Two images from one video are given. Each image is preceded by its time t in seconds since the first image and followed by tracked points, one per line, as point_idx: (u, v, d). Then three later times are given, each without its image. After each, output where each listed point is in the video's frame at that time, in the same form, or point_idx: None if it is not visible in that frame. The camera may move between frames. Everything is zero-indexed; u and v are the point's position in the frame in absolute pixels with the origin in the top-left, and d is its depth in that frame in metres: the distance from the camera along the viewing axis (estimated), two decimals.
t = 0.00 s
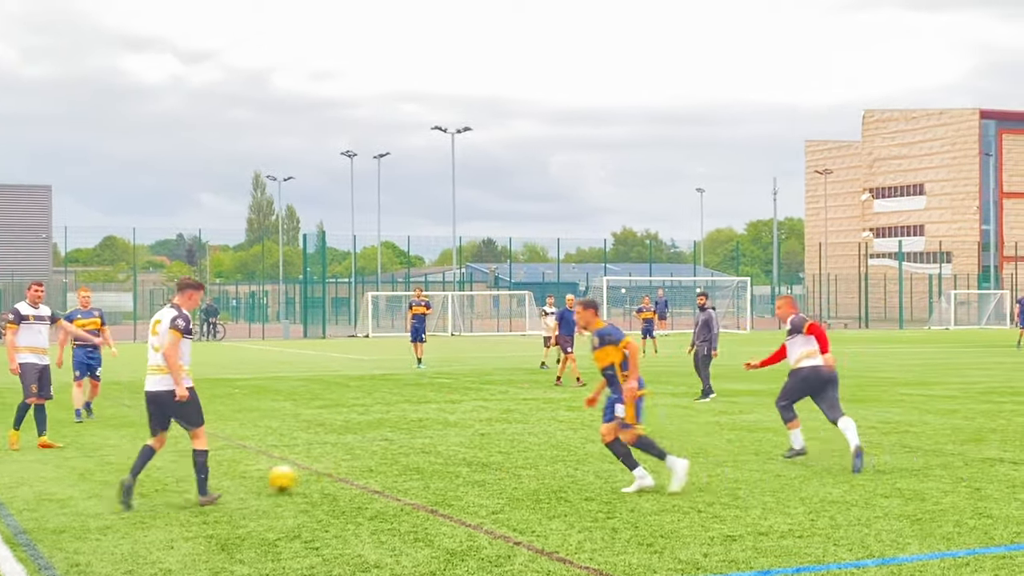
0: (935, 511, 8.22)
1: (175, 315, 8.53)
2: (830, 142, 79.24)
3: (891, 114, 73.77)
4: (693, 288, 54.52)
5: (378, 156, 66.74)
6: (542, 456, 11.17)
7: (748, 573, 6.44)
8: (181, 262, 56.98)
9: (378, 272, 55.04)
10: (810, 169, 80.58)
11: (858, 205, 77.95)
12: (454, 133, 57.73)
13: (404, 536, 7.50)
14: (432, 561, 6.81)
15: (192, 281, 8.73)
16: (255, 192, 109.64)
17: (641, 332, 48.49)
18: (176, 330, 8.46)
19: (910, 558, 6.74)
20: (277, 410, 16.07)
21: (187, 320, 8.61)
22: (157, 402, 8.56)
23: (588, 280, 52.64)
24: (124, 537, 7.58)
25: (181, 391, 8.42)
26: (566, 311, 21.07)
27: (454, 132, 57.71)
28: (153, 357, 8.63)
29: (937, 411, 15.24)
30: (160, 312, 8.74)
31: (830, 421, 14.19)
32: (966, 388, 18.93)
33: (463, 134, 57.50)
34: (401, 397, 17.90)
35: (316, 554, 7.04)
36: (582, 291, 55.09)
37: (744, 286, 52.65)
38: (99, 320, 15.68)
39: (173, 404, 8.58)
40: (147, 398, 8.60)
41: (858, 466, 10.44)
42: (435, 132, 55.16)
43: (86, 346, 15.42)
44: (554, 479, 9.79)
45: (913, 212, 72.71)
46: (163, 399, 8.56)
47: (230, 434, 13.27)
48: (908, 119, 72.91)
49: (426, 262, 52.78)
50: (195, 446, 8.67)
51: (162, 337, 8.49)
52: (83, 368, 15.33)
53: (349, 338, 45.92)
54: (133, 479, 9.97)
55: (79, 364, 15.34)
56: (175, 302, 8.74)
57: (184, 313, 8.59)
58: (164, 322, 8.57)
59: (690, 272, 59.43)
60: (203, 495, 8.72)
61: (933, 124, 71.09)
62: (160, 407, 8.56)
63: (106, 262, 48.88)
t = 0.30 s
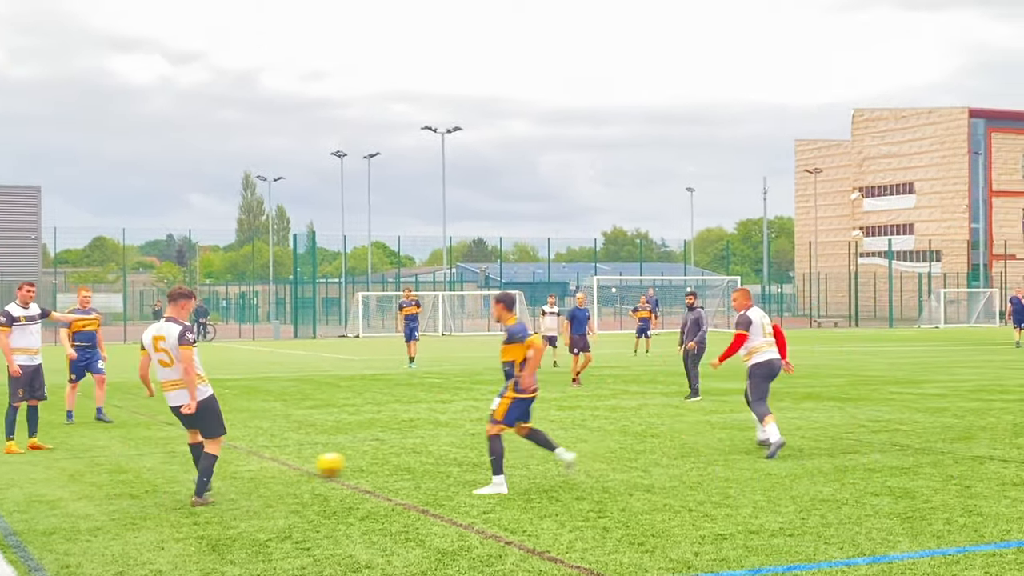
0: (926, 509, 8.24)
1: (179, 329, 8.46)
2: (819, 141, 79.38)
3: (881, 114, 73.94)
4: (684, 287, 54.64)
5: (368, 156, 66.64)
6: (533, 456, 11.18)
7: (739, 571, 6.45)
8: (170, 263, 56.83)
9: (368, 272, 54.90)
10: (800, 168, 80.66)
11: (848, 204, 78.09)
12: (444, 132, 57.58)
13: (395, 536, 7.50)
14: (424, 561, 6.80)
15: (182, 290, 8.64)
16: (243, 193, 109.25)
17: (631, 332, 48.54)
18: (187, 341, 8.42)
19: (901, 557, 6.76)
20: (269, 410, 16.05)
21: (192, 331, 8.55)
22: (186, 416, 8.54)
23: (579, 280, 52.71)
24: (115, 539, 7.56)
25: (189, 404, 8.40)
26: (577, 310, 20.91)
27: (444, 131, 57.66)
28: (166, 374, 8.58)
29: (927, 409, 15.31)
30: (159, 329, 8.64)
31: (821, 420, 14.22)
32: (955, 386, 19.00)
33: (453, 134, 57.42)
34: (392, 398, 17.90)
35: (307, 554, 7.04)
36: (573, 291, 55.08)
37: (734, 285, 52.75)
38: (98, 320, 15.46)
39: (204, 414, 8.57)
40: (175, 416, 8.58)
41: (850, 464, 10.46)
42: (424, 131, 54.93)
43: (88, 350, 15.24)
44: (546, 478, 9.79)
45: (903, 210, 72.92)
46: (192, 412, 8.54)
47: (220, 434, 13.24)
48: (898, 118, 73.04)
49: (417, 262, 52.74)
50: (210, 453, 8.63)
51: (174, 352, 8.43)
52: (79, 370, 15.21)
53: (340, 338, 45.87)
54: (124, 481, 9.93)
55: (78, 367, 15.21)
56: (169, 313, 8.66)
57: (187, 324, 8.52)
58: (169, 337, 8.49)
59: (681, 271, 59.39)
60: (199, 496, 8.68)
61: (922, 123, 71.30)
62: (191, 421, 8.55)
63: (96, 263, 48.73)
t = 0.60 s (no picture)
0: (913, 507, 8.27)
1: (164, 324, 8.41)
2: (805, 140, 79.55)
3: (867, 112, 74.17)
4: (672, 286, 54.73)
5: (356, 156, 66.53)
6: (522, 455, 11.19)
7: (727, 570, 6.47)
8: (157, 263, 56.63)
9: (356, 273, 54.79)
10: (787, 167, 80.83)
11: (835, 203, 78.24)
12: (432, 133, 57.49)
13: (384, 536, 7.49)
14: (413, 561, 6.79)
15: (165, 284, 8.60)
16: (230, 193, 108.97)
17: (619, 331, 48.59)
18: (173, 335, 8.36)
19: (889, 554, 6.78)
20: (257, 411, 16.01)
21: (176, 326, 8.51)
22: (166, 413, 8.44)
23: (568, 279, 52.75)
24: (103, 540, 7.52)
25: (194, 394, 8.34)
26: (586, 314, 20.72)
27: (432, 131, 57.57)
28: (146, 368, 8.45)
29: (914, 407, 15.37)
30: (143, 322, 8.55)
31: (809, 418, 14.25)
32: (942, 384, 19.07)
33: (441, 133, 57.35)
34: (380, 398, 17.88)
35: (296, 554, 7.02)
36: (562, 290, 55.07)
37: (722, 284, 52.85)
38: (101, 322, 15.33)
39: (184, 411, 8.50)
40: (152, 412, 8.43)
41: (837, 462, 10.49)
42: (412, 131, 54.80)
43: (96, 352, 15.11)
44: (534, 478, 9.79)
45: (889, 209, 73.19)
46: (173, 409, 8.45)
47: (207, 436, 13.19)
48: (883, 117, 73.29)
49: (405, 261, 52.70)
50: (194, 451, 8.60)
51: (157, 346, 8.34)
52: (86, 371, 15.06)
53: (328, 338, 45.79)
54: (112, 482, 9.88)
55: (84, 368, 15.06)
56: (155, 310, 8.61)
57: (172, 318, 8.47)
58: (156, 330, 8.42)
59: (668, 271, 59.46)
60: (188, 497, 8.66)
61: (908, 122, 71.52)
62: (174, 418, 8.45)
63: (83, 263, 48.51)
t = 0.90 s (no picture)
0: (887, 503, 8.34)
1: (164, 321, 8.34)
2: (780, 140, 79.87)
3: (842, 112, 74.65)
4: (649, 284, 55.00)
5: (332, 155, 66.44)
6: (500, 453, 11.20)
7: (704, 566, 6.50)
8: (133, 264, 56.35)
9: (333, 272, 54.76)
10: (763, 167, 81.23)
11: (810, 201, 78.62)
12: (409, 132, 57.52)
13: (362, 536, 7.47)
14: (391, 560, 6.78)
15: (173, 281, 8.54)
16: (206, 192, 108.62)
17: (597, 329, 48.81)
18: (168, 334, 8.28)
19: (864, 550, 6.82)
20: (234, 411, 15.93)
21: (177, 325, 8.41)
22: (143, 408, 8.35)
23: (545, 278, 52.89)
24: (78, 541, 7.47)
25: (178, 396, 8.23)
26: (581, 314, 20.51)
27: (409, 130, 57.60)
28: (134, 361, 8.39)
29: (888, 404, 15.49)
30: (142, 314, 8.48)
31: (786, 415, 14.34)
32: (916, 381, 19.22)
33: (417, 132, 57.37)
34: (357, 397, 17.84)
35: (274, 554, 7.01)
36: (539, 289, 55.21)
37: (699, 283, 53.12)
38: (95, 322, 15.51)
39: (162, 410, 8.39)
40: (131, 405, 8.35)
41: (814, 458, 10.57)
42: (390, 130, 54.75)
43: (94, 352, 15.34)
44: (512, 476, 9.80)
45: (864, 207, 73.68)
46: (152, 407, 8.36)
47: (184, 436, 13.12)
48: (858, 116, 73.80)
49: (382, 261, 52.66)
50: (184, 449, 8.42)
51: (152, 342, 8.27)
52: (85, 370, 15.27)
53: (305, 338, 45.74)
54: (88, 483, 9.82)
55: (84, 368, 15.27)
56: (160, 306, 8.57)
57: (174, 317, 8.40)
58: (154, 325, 8.35)
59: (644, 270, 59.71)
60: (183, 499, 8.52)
61: (883, 122, 72.02)
62: (150, 415, 8.35)
63: (58, 263, 48.25)
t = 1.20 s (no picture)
0: (870, 501, 8.38)
1: (198, 322, 8.36)
2: (763, 138, 80.13)
3: (825, 111, 74.94)
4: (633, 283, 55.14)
5: (316, 154, 66.27)
6: (485, 453, 11.18)
7: (688, 565, 6.51)
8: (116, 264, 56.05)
9: (317, 272, 54.64)
10: (746, 165, 81.45)
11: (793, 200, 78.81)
12: (393, 131, 57.44)
13: (346, 537, 7.45)
14: (376, 560, 6.77)
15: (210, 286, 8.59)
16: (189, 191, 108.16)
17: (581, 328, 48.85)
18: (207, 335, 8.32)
19: (848, 548, 6.85)
20: (217, 411, 15.88)
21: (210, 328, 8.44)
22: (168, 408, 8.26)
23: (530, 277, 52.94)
24: (61, 543, 7.43)
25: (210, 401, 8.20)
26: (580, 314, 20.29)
27: (393, 129, 57.49)
28: (165, 361, 8.36)
29: (871, 402, 15.55)
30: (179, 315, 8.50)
31: (770, 413, 14.38)
32: (899, 379, 19.31)
33: (402, 131, 57.27)
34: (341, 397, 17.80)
35: (257, 555, 6.98)
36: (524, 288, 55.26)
37: (683, 281, 53.24)
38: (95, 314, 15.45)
39: (183, 411, 8.28)
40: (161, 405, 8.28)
41: (798, 457, 10.60)
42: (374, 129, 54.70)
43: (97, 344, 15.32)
44: (496, 476, 9.79)
45: (847, 206, 73.97)
46: (177, 407, 8.25)
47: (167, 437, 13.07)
48: (841, 115, 74.02)
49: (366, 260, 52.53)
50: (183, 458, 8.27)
51: (187, 341, 8.28)
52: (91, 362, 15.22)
53: (289, 338, 45.62)
54: (70, 484, 9.77)
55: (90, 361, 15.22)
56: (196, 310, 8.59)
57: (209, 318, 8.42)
58: (189, 327, 8.36)
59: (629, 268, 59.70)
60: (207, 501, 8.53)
61: (865, 120, 72.33)
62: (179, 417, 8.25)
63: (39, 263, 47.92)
